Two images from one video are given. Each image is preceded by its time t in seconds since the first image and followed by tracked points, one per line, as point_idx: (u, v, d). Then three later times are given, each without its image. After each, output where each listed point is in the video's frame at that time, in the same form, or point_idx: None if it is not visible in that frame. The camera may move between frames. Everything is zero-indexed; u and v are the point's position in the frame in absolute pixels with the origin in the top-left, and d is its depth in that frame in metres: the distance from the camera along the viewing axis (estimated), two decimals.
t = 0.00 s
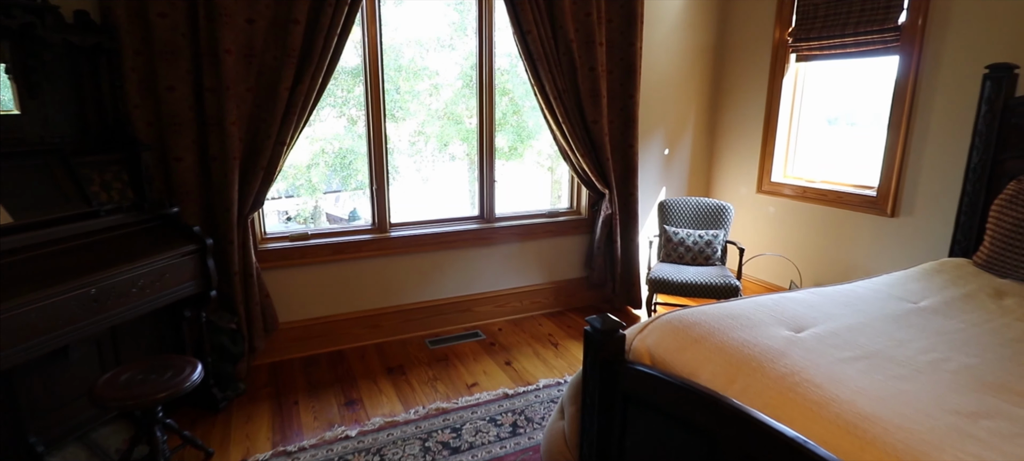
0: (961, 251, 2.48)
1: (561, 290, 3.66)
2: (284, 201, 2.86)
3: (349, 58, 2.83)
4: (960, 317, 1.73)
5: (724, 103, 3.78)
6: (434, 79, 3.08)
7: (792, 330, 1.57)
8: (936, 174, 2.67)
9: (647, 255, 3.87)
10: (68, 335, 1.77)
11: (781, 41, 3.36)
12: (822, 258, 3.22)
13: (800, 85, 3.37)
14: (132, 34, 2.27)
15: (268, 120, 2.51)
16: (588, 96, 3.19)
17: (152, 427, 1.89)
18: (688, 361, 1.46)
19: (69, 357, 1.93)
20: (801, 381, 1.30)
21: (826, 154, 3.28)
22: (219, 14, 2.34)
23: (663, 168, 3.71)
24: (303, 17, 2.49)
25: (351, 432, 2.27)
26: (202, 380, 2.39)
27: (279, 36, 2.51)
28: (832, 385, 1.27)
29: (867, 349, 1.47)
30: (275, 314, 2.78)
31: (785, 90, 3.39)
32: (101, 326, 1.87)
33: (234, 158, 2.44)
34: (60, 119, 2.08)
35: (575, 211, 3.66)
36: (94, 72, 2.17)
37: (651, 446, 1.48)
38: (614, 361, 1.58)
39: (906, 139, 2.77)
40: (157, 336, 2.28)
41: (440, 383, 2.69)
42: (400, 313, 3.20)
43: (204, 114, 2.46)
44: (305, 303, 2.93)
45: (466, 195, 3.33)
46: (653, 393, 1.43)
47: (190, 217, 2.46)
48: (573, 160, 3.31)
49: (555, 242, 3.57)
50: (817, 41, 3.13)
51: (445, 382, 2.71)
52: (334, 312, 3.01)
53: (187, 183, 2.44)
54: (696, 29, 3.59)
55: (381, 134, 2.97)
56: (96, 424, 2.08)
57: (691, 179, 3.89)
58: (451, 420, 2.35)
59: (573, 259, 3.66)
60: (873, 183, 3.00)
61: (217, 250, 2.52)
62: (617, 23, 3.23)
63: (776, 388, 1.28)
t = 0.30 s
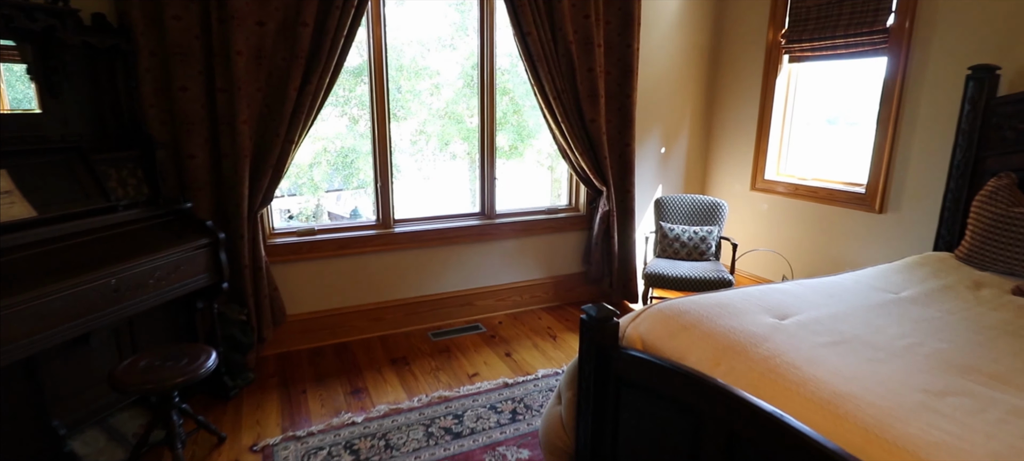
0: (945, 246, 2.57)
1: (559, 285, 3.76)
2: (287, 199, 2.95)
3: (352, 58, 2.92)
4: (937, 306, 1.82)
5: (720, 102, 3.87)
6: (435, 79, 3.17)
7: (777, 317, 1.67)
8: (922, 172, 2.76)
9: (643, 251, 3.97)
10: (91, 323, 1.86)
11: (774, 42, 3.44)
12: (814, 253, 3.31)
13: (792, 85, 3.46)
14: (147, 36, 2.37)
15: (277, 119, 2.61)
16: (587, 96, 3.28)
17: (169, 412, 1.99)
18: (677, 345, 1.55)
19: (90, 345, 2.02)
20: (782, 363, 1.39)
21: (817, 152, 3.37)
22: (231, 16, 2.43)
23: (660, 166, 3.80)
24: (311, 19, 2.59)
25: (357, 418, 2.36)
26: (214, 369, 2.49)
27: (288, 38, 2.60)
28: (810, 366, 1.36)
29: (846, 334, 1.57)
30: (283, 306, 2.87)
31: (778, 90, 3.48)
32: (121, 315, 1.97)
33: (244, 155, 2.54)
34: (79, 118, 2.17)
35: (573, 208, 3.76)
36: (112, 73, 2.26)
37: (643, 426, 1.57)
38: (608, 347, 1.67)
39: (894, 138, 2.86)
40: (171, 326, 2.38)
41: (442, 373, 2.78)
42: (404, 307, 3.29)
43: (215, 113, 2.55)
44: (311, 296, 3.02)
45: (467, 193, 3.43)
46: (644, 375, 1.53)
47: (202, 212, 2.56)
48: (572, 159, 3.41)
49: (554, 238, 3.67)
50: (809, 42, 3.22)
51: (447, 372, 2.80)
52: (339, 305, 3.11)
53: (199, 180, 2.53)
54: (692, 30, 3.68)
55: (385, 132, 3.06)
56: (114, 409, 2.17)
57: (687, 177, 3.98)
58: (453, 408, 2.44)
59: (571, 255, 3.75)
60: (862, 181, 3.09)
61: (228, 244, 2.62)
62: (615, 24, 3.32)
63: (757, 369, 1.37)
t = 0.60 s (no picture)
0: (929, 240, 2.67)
1: (558, 280, 3.85)
2: (288, 199, 3.03)
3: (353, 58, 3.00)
4: (915, 295, 1.92)
5: (715, 102, 3.97)
6: (435, 79, 3.26)
7: (762, 303, 1.77)
8: (908, 169, 2.86)
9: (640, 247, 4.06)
10: (112, 310, 1.96)
11: (767, 44, 3.54)
12: (804, 249, 3.41)
13: (784, 86, 3.56)
14: (163, 38, 2.47)
15: (287, 118, 2.71)
16: (585, 96, 3.38)
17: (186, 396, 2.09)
18: (667, 329, 1.66)
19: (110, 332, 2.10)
20: (763, 343, 1.49)
21: (808, 151, 3.46)
22: (244, 19, 2.54)
23: (656, 164, 3.90)
24: (320, 22, 2.69)
25: (363, 404, 2.46)
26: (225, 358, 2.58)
27: (297, 39, 2.71)
28: (789, 346, 1.46)
29: (826, 319, 1.67)
30: (290, 299, 2.97)
31: (771, 91, 3.57)
32: (140, 304, 2.06)
33: (255, 152, 2.64)
34: (99, 115, 2.27)
35: (571, 206, 3.85)
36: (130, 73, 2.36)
37: (635, 405, 1.66)
38: (603, 331, 1.77)
39: (882, 136, 2.96)
40: (185, 315, 2.48)
41: (444, 363, 2.88)
42: (406, 300, 3.39)
43: (227, 112, 2.66)
44: (317, 289, 3.12)
45: (469, 190, 3.53)
46: (636, 357, 1.63)
47: (214, 207, 2.66)
48: (570, 157, 3.51)
49: (553, 234, 3.76)
50: (801, 44, 3.32)
51: (449, 362, 2.90)
52: (344, 298, 3.20)
53: (211, 176, 2.64)
54: (688, 32, 3.78)
55: (389, 131, 3.16)
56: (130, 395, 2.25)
57: (682, 175, 4.09)
58: (455, 395, 2.54)
59: (569, 251, 3.85)
60: (851, 178, 3.19)
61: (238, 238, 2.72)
62: (613, 26, 3.42)
63: (741, 349, 1.47)
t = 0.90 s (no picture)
0: (913, 236, 2.78)
1: (556, 275, 3.96)
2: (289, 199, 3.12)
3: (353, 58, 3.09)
4: (892, 285, 2.03)
5: (710, 102, 4.07)
6: (436, 78, 3.37)
7: (745, 291, 1.89)
8: (894, 167, 2.96)
9: (637, 243, 4.16)
10: (133, 299, 2.07)
11: (760, 45, 3.63)
12: (796, 245, 3.51)
13: (776, 86, 3.65)
14: (178, 41, 2.59)
15: (295, 117, 2.82)
16: (582, 96, 3.48)
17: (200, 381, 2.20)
18: (655, 314, 1.78)
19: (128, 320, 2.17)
20: (743, 326, 1.61)
21: (799, 149, 3.56)
22: (254, 22, 2.65)
23: (652, 162, 4.01)
24: (327, 25, 2.80)
25: (368, 392, 2.57)
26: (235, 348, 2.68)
27: (305, 41, 2.82)
28: (766, 329, 1.58)
29: (805, 306, 1.78)
30: (297, 292, 3.07)
31: (764, 91, 3.66)
32: (158, 293, 2.18)
33: (265, 150, 2.76)
34: (117, 115, 2.39)
35: (569, 203, 3.96)
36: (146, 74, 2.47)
37: (626, 386, 1.78)
38: (596, 317, 1.89)
39: (869, 135, 3.06)
40: (199, 306, 2.59)
41: (446, 354, 2.99)
42: (409, 294, 3.50)
43: (238, 111, 2.77)
44: (323, 282, 3.23)
45: (469, 187, 3.63)
46: (626, 340, 1.75)
47: (225, 202, 2.77)
48: (568, 155, 3.61)
49: (552, 231, 3.87)
50: (791, 46, 3.41)
51: (451, 353, 3.01)
52: (349, 291, 3.31)
53: (223, 173, 2.75)
54: (683, 33, 3.88)
55: (393, 129, 3.27)
56: (147, 381, 2.33)
57: (678, 173, 4.19)
58: (457, 383, 2.65)
59: (568, 247, 3.96)
60: (840, 176, 3.29)
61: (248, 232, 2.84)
62: (610, 28, 3.52)
63: (722, 331, 1.59)
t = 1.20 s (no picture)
0: (897, 231, 2.88)
1: (554, 270, 4.07)
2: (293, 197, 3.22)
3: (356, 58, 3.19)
4: (871, 277, 2.14)
5: (704, 101, 4.18)
6: (438, 78, 3.48)
7: (729, 282, 1.99)
8: (880, 165, 3.06)
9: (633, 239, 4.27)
10: (149, 289, 2.18)
11: (752, 46, 3.73)
12: (786, 241, 3.62)
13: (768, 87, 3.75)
14: (190, 43, 2.70)
15: (302, 116, 2.93)
16: (579, 96, 3.59)
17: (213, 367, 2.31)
18: (643, 303, 1.89)
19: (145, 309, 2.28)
20: (724, 312, 1.72)
21: (790, 148, 3.65)
22: (263, 26, 2.77)
23: (648, 160, 4.12)
24: (333, 28, 2.91)
25: (372, 379, 2.68)
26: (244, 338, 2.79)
27: (312, 44, 2.93)
28: (746, 315, 1.68)
29: (785, 295, 1.88)
30: (303, 284, 3.18)
31: (756, 91, 3.77)
32: (173, 283, 2.29)
33: (272, 148, 2.87)
34: (132, 114, 2.50)
35: (567, 200, 4.06)
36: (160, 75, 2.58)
37: (616, 371, 1.89)
38: (588, 306, 2.00)
39: (856, 134, 3.17)
40: (210, 298, 2.70)
41: (447, 345, 3.10)
42: (411, 287, 3.61)
43: (247, 110, 2.89)
44: (328, 276, 3.34)
45: (470, 184, 3.74)
46: (616, 327, 1.86)
47: (235, 198, 2.88)
48: (566, 153, 3.71)
49: (550, 227, 3.98)
50: (782, 47, 3.51)
51: (451, 344, 3.12)
52: (353, 285, 3.42)
53: (233, 170, 2.86)
54: (678, 35, 3.98)
55: (396, 128, 3.38)
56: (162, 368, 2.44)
57: (674, 171, 4.30)
58: (457, 372, 2.76)
59: (566, 242, 4.06)
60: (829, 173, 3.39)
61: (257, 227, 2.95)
62: (606, 30, 3.63)
63: (704, 318, 1.70)
